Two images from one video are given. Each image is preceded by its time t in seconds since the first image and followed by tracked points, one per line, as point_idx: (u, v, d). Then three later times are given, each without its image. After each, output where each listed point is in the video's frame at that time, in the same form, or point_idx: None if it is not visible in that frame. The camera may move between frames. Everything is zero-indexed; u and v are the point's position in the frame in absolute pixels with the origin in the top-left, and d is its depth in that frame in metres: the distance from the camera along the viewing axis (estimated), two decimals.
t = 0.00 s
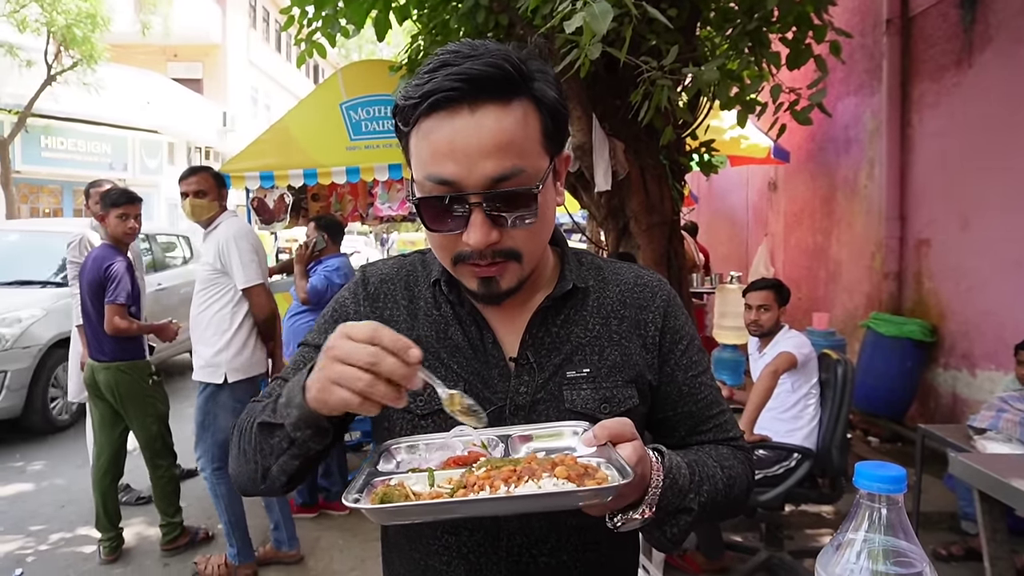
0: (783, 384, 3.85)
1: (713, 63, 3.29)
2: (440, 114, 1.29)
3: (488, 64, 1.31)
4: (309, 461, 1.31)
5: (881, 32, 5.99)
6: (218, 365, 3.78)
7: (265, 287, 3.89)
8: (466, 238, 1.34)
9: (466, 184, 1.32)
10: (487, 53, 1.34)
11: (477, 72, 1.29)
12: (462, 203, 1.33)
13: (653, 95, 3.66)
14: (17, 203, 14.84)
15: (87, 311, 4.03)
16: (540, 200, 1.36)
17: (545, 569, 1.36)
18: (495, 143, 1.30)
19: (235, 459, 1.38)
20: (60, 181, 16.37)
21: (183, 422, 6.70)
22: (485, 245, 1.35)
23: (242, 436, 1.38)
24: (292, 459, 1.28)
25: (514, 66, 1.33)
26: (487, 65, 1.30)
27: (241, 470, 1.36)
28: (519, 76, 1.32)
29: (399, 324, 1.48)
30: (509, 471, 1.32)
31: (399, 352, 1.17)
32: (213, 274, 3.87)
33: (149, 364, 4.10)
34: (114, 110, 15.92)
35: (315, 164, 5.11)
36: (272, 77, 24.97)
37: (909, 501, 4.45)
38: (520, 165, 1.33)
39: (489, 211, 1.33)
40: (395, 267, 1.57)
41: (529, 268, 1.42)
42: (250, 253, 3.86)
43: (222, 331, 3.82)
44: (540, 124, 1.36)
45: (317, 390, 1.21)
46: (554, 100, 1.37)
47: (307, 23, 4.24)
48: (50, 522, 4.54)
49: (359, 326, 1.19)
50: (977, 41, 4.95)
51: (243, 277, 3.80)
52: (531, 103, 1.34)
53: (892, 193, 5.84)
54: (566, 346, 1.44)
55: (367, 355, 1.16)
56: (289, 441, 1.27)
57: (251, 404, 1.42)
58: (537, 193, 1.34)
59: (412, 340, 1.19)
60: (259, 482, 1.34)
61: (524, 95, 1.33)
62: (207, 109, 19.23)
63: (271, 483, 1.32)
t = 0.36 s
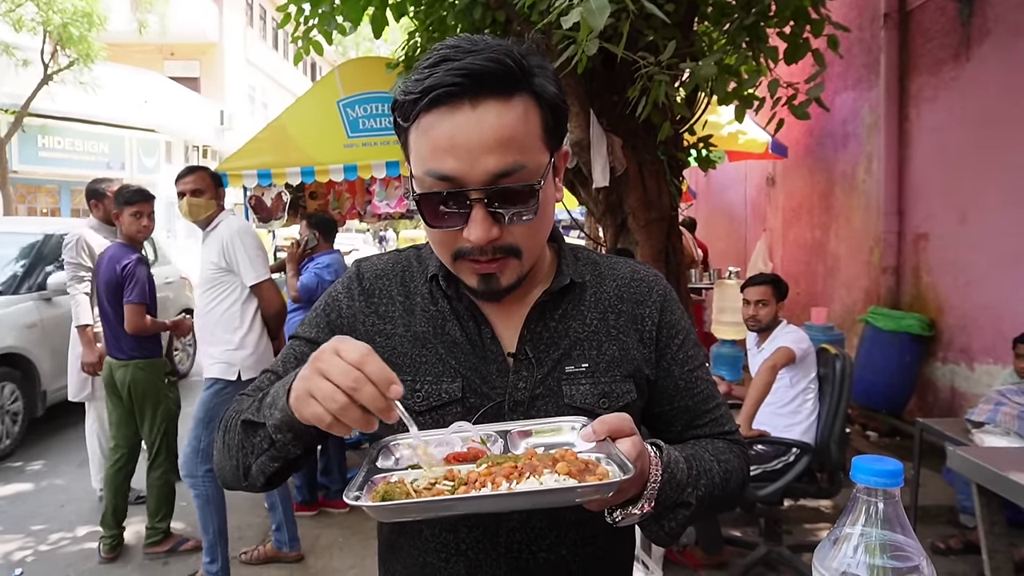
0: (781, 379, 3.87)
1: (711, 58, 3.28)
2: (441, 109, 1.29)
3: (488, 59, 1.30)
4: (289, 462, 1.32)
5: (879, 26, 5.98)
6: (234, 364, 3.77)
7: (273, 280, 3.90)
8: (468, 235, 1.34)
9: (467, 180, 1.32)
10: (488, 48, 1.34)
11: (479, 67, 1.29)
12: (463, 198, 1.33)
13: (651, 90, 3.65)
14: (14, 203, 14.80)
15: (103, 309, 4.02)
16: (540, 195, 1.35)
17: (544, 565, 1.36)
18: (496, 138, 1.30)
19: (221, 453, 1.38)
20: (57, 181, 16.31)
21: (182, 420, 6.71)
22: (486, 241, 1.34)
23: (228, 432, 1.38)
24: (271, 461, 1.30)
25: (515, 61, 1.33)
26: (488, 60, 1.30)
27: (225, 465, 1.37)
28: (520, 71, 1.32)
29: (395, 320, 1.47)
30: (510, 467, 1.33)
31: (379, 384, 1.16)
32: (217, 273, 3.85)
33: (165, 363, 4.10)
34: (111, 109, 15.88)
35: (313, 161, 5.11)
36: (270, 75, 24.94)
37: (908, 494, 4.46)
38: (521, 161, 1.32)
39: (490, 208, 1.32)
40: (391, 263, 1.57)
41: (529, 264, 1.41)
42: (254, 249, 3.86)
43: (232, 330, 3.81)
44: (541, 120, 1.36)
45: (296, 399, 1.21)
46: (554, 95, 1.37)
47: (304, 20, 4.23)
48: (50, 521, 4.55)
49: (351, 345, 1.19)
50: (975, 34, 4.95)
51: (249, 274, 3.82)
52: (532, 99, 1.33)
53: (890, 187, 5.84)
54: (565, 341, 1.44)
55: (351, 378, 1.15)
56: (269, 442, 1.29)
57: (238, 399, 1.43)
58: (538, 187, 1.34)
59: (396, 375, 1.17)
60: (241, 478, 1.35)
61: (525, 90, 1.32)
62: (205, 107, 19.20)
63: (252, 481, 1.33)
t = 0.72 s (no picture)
0: (782, 383, 3.87)
1: (710, 62, 3.29)
2: (437, 112, 1.30)
3: (485, 61, 1.31)
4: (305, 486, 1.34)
5: (878, 30, 6.00)
6: (222, 390, 3.59)
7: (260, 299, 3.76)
8: (464, 237, 1.34)
9: (462, 182, 1.32)
10: (484, 50, 1.34)
11: (475, 70, 1.29)
12: (459, 200, 1.33)
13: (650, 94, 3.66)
14: (15, 208, 14.82)
15: (119, 312, 4.06)
16: (537, 199, 1.36)
17: (546, 570, 1.36)
18: (491, 140, 1.30)
19: (236, 475, 1.40)
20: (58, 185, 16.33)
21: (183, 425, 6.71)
22: (483, 243, 1.34)
23: (238, 458, 1.39)
24: (287, 487, 1.31)
25: (511, 64, 1.33)
26: (484, 63, 1.31)
27: (241, 487, 1.39)
28: (516, 73, 1.33)
29: (394, 329, 1.47)
30: (511, 472, 1.33)
31: (371, 415, 1.16)
32: (199, 287, 3.67)
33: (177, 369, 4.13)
34: (111, 114, 15.90)
35: (313, 166, 5.11)
36: (270, 79, 24.97)
37: (910, 498, 4.45)
38: (517, 162, 1.33)
39: (486, 208, 1.33)
40: (388, 271, 1.57)
41: (526, 268, 1.41)
42: (242, 264, 3.73)
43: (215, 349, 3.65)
44: (538, 123, 1.36)
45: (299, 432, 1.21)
46: (550, 98, 1.38)
47: (305, 25, 4.24)
48: (52, 526, 4.54)
49: (340, 378, 1.19)
50: (974, 38, 4.96)
51: (235, 292, 3.66)
52: (528, 101, 1.34)
53: (890, 191, 5.84)
54: (564, 347, 1.45)
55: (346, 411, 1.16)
56: (283, 469, 1.30)
57: (246, 421, 1.44)
58: (534, 190, 1.35)
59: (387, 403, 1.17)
60: (258, 500, 1.37)
61: (521, 92, 1.33)
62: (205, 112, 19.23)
63: (269, 505, 1.35)
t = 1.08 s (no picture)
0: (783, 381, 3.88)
1: (713, 60, 3.29)
2: (445, 107, 1.29)
3: (495, 57, 1.31)
4: (275, 469, 1.29)
5: (881, 28, 5.98)
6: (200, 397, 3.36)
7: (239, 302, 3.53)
8: (471, 232, 1.34)
9: (469, 177, 1.32)
10: (494, 46, 1.34)
11: (485, 65, 1.29)
12: (466, 196, 1.33)
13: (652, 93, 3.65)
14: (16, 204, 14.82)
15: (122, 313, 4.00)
16: (544, 196, 1.36)
17: (549, 569, 1.37)
18: (499, 136, 1.30)
19: (205, 453, 1.37)
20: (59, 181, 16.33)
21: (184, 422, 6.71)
22: (489, 239, 1.34)
23: (212, 434, 1.36)
24: (256, 466, 1.27)
25: (520, 60, 1.33)
26: (494, 58, 1.30)
27: (208, 466, 1.35)
28: (525, 70, 1.33)
29: (399, 325, 1.48)
30: (509, 470, 1.32)
31: (376, 386, 1.13)
32: (174, 289, 3.36)
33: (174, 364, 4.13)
34: (112, 111, 15.89)
35: (315, 163, 5.11)
36: (271, 76, 24.95)
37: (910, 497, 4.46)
38: (525, 159, 1.33)
39: (494, 203, 1.33)
40: (392, 265, 1.57)
41: (532, 264, 1.41)
42: (222, 265, 3.48)
43: (192, 356, 3.36)
44: (545, 120, 1.36)
45: (289, 404, 1.19)
46: (557, 95, 1.38)
47: (306, 22, 4.23)
48: (53, 522, 4.55)
49: (343, 348, 1.14)
50: (977, 37, 4.95)
51: (219, 295, 3.43)
52: (536, 98, 1.34)
53: (892, 190, 5.84)
54: (568, 347, 1.45)
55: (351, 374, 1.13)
56: (256, 447, 1.27)
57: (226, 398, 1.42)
58: (541, 186, 1.35)
59: (394, 376, 1.15)
60: (224, 481, 1.33)
61: (530, 89, 1.33)
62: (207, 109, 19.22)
63: (235, 486, 1.31)
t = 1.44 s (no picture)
0: (786, 382, 3.87)
1: (717, 60, 3.28)
2: (443, 106, 1.29)
3: (493, 55, 1.31)
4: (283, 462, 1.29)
5: (886, 28, 5.97)
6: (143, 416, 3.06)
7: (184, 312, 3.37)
8: (469, 232, 1.34)
9: (467, 176, 1.32)
10: (491, 45, 1.34)
11: (484, 63, 1.29)
12: (465, 196, 1.33)
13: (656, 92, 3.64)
14: (22, 204, 14.87)
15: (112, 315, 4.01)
16: (543, 197, 1.36)
17: (551, 571, 1.37)
18: (498, 135, 1.30)
19: (204, 446, 1.36)
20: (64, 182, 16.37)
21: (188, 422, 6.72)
22: (488, 239, 1.35)
23: (216, 424, 1.35)
24: (266, 457, 1.27)
25: (519, 58, 1.33)
26: (493, 56, 1.31)
27: (209, 461, 1.35)
28: (524, 69, 1.33)
29: (400, 327, 1.49)
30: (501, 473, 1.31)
31: (430, 384, 1.17)
32: (117, 297, 3.09)
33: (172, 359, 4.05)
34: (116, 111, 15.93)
35: (318, 163, 5.11)
36: (275, 76, 24.97)
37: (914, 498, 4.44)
38: (524, 158, 1.33)
39: (495, 202, 1.33)
40: (394, 266, 1.58)
41: (532, 265, 1.41)
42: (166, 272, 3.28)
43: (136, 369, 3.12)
44: (545, 118, 1.36)
45: (329, 392, 1.18)
46: (558, 94, 1.38)
47: (310, 22, 4.23)
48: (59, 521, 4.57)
49: (401, 346, 1.19)
50: (982, 36, 4.94)
51: (165, 303, 3.23)
52: (535, 97, 1.34)
53: (897, 190, 5.82)
54: (569, 348, 1.45)
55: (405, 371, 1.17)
56: (267, 438, 1.26)
57: (229, 388, 1.41)
58: (540, 185, 1.35)
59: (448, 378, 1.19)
60: (225, 473, 1.33)
61: (529, 88, 1.33)
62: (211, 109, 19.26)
63: (240, 477, 1.31)
